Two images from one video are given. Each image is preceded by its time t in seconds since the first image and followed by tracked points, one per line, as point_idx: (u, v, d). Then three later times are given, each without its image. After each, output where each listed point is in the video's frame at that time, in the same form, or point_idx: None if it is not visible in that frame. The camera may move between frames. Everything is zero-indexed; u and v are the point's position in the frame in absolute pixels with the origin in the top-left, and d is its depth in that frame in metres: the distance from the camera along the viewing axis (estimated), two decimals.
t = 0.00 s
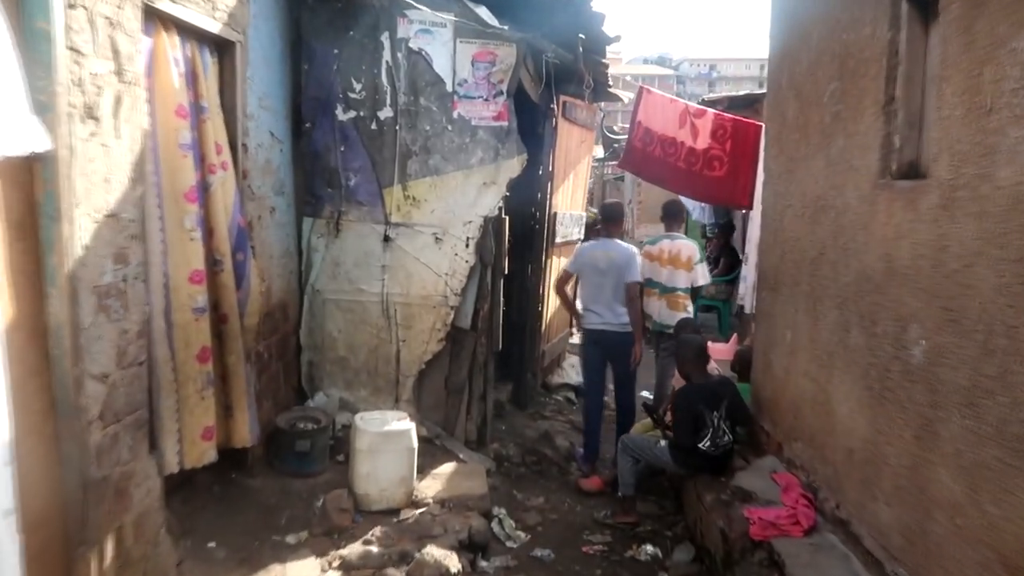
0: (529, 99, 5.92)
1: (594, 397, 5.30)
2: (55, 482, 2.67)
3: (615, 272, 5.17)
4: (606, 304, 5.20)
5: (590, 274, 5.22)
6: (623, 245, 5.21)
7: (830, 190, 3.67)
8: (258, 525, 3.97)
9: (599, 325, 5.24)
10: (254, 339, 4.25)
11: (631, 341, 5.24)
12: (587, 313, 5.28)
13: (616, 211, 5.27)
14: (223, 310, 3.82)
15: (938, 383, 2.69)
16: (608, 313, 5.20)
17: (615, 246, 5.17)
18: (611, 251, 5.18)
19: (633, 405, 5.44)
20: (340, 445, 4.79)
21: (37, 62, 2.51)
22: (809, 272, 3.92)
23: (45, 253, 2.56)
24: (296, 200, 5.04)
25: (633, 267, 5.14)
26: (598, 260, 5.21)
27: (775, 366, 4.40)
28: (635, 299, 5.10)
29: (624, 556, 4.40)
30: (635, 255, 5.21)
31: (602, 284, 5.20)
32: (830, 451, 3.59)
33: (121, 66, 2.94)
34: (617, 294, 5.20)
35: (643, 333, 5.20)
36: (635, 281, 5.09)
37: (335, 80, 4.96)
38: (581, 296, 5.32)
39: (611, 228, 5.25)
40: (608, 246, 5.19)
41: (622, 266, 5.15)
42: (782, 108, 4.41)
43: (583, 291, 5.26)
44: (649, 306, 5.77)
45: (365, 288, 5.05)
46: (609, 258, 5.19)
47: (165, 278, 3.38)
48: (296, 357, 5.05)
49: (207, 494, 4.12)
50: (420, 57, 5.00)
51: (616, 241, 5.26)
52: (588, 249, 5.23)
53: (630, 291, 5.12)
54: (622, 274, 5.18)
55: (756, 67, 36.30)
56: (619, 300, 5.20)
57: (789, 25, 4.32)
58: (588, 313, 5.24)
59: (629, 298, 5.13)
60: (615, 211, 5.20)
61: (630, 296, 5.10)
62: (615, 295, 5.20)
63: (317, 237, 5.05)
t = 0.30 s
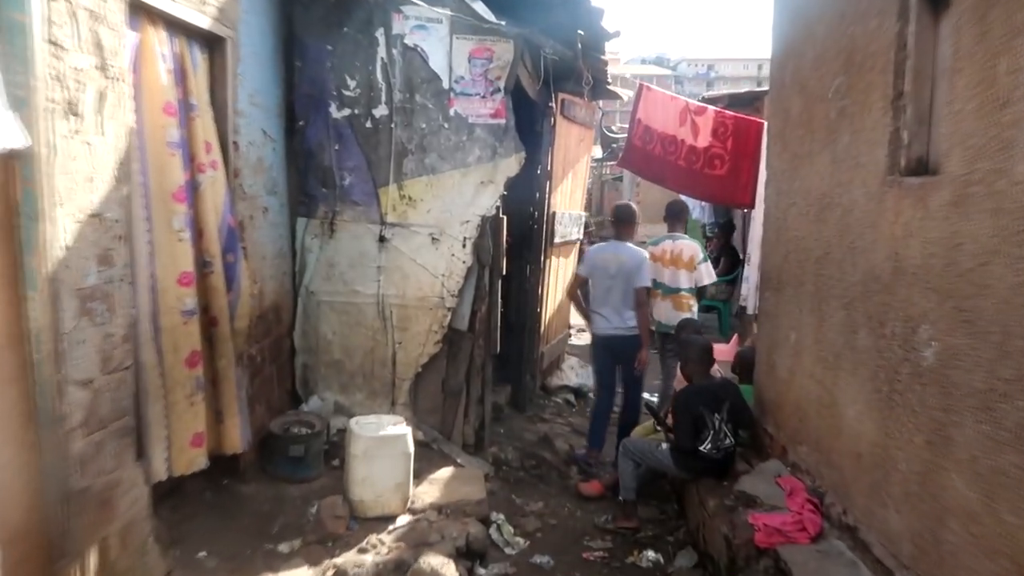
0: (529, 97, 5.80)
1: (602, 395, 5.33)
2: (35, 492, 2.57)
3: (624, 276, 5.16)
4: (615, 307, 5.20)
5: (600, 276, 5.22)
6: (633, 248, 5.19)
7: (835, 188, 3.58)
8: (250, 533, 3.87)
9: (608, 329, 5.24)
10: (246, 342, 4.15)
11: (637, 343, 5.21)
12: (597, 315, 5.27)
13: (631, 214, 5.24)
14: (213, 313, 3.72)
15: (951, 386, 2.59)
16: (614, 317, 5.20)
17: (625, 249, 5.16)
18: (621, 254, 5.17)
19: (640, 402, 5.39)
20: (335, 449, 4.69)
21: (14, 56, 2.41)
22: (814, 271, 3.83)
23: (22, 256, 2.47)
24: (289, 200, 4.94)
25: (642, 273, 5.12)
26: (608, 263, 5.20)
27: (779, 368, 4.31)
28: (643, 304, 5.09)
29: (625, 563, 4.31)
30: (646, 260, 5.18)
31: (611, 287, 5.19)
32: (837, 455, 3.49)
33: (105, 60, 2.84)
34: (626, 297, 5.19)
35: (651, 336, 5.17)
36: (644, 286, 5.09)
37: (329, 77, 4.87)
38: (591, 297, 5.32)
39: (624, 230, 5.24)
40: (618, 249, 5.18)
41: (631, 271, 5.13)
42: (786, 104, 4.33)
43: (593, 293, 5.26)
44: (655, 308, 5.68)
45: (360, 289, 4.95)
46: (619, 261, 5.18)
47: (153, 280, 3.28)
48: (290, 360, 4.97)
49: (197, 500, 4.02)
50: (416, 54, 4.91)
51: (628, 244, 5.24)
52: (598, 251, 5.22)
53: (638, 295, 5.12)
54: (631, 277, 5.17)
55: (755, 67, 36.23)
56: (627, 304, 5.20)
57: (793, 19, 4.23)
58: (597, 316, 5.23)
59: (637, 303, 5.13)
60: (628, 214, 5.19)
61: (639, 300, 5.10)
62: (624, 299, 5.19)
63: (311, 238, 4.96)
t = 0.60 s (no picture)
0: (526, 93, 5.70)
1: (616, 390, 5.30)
2: (9, 503, 2.46)
3: (629, 277, 5.10)
4: (623, 308, 5.15)
5: (606, 276, 5.17)
6: (639, 249, 5.11)
7: (841, 184, 3.48)
8: (241, 542, 3.77)
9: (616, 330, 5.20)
10: (236, 346, 4.05)
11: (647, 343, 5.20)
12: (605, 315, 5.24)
13: (640, 214, 5.16)
14: (201, 316, 3.62)
15: (965, 389, 2.49)
16: (622, 318, 5.16)
17: (632, 250, 5.09)
18: (627, 254, 5.10)
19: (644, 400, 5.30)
20: (329, 455, 4.58)
21: None
22: (819, 270, 3.73)
23: None
24: (282, 200, 4.84)
25: (649, 274, 5.04)
26: (614, 263, 5.14)
27: (783, 370, 4.21)
28: (649, 305, 5.04)
29: (626, 570, 4.20)
30: (653, 260, 5.10)
31: (618, 288, 5.14)
32: (844, 459, 3.39)
33: (84, 54, 2.74)
34: (633, 298, 5.14)
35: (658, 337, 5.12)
36: (650, 288, 5.02)
37: (321, 74, 4.76)
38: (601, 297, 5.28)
39: (631, 230, 5.18)
40: (625, 249, 5.12)
41: (636, 271, 5.07)
42: (788, 99, 4.23)
43: (601, 293, 5.22)
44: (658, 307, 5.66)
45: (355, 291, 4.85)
46: (626, 261, 5.11)
47: (137, 282, 3.17)
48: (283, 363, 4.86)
49: (187, 509, 3.91)
50: (411, 50, 4.81)
51: (635, 243, 5.17)
52: (605, 251, 5.18)
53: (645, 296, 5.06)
54: (638, 278, 5.10)
55: (754, 67, 36.16)
56: (635, 305, 5.15)
57: (795, 11, 4.13)
58: (605, 317, 5.21)
59: (645, 304, 5.08)
60: (637, 215, 5.13)
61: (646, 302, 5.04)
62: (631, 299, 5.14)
63: (304, 239, 4.85)
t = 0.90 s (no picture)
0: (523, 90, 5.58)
1: (619, 392, 5.19)
2: None
3: (635, 274, 5.01)
4: (629, 305, 5.07)
5: (612, 273, 5.10)
6: (645, 246, 5.02)
7: (847, 181, 3.37)
8: (229, 551, 3.66)
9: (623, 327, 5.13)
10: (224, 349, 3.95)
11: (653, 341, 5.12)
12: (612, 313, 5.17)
13: (646, 211, 5.07)
14: (187, 319, 3.51)
15: (979, 394, 2.37)
16: (627, 316, 5.07)
17: (638, 248, 5.00)
18: (634, 252, 5.02)
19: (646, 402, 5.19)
20: (322, 461, 4.47)
21: None
22: (824, 270, 3.62)
23: None
24: (274, 200, 4.72)
25: (656, 272, 4.95)
26: (620, 260, 5.06)
27: (787, 373, 4.10)
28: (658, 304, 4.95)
29: None
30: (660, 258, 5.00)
31: (625, 285, 5.06)
32: (853, 465, 3.26)
33: (59, 46, 2.64)
34: (640, 296, 5.05)
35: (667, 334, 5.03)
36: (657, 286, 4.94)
37: (314, 71, 4.64)
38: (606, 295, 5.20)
39: (638, 227, 5.09)
40: (631, 247, 5.03)
41: (643, 269, 4.98)
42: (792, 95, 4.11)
43: (607, 291, 5.14)
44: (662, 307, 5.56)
45: (348, 292, 4.73)
46: (632, 259, 5.02)
47: (118, 284, 3.05)
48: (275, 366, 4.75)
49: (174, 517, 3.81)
50: (405, 45, 4.70)
51: (641, 241, 5.08)
52: (612, 248, 5.10)
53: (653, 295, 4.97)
54: (644, 276, 5.01)
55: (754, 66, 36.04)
56: (640, 302, 5.06)
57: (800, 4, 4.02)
58: (612, 315, 5.14)
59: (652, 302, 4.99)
60: (643, 211, 5.06)
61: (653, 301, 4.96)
62: (637, 297, 5.05)
63: (296, 239, 4.73)
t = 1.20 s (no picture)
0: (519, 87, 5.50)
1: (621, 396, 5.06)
2: None
3: (638, 275, 4.89)
4: (631, 306, 4.94)
5: (616, 274, 4.98)
6: (648, 247, 4.92)
7: (855, 180, 3.25)
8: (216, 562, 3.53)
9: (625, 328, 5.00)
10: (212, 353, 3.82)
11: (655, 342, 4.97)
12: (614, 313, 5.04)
13: (649, 210, 4.95)
14: (173, 323, 3.39)
15: (1001, 404, 2.24)
16: (629, 316, 4.95)
17: (641, 248, 4.89)
18: (637, 253, 4.91)
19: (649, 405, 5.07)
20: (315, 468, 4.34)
21: None
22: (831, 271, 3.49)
23: None
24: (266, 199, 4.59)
25: (659, 273, 4.83)
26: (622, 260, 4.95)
27: (793, 377, 3.98)
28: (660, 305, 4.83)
29: None
30: (663, 259, 4.89)
31: (628, 286, 4.94)
32: (863, 475, 3.13)
33: (32, 38, 2.53)
34: (643, 298, 4.93)
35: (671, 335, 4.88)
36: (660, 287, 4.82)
37: (306, 66, 4.52)
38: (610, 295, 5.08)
39: (641, 226, 4.98)
40: (635, 247, 4.92)
41: (646, 270, 4.87)
42: (796, 91, 4.00)
43: (610, 291, 5.03)
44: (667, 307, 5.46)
45: (342, 294, 4.56)
46: (635, 259, 4.91)
47: (97, 287, 2.89)
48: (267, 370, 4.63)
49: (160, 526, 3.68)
50: (400, 41, 4.65)
51: (645, 241, 4.96)
52: (615, 248, 4.99)
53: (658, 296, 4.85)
54: (648, 277, 4.89)
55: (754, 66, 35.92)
56: (644, 303, 4.94)
57: None
58: (614, 315, 5.02)
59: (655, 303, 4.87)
60: (647, 210, 4.95)
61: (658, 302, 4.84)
62: (641, 298, 4.94)
63: (288, 239, 4.56)
